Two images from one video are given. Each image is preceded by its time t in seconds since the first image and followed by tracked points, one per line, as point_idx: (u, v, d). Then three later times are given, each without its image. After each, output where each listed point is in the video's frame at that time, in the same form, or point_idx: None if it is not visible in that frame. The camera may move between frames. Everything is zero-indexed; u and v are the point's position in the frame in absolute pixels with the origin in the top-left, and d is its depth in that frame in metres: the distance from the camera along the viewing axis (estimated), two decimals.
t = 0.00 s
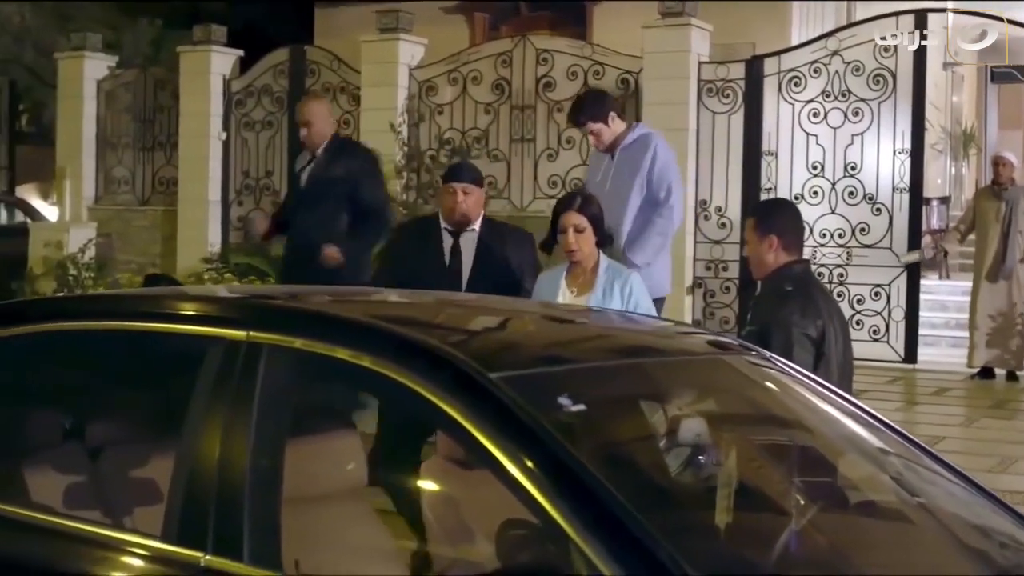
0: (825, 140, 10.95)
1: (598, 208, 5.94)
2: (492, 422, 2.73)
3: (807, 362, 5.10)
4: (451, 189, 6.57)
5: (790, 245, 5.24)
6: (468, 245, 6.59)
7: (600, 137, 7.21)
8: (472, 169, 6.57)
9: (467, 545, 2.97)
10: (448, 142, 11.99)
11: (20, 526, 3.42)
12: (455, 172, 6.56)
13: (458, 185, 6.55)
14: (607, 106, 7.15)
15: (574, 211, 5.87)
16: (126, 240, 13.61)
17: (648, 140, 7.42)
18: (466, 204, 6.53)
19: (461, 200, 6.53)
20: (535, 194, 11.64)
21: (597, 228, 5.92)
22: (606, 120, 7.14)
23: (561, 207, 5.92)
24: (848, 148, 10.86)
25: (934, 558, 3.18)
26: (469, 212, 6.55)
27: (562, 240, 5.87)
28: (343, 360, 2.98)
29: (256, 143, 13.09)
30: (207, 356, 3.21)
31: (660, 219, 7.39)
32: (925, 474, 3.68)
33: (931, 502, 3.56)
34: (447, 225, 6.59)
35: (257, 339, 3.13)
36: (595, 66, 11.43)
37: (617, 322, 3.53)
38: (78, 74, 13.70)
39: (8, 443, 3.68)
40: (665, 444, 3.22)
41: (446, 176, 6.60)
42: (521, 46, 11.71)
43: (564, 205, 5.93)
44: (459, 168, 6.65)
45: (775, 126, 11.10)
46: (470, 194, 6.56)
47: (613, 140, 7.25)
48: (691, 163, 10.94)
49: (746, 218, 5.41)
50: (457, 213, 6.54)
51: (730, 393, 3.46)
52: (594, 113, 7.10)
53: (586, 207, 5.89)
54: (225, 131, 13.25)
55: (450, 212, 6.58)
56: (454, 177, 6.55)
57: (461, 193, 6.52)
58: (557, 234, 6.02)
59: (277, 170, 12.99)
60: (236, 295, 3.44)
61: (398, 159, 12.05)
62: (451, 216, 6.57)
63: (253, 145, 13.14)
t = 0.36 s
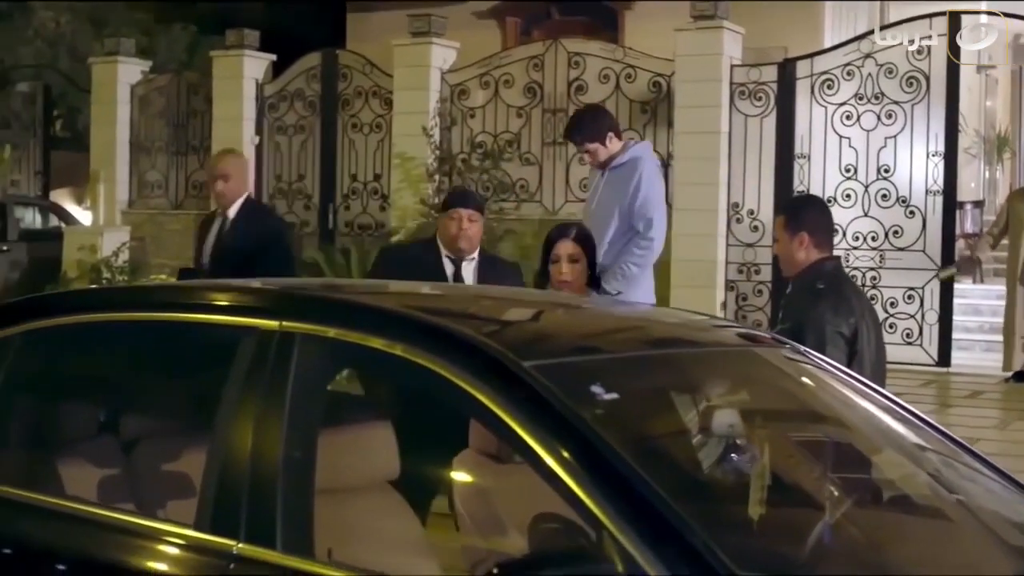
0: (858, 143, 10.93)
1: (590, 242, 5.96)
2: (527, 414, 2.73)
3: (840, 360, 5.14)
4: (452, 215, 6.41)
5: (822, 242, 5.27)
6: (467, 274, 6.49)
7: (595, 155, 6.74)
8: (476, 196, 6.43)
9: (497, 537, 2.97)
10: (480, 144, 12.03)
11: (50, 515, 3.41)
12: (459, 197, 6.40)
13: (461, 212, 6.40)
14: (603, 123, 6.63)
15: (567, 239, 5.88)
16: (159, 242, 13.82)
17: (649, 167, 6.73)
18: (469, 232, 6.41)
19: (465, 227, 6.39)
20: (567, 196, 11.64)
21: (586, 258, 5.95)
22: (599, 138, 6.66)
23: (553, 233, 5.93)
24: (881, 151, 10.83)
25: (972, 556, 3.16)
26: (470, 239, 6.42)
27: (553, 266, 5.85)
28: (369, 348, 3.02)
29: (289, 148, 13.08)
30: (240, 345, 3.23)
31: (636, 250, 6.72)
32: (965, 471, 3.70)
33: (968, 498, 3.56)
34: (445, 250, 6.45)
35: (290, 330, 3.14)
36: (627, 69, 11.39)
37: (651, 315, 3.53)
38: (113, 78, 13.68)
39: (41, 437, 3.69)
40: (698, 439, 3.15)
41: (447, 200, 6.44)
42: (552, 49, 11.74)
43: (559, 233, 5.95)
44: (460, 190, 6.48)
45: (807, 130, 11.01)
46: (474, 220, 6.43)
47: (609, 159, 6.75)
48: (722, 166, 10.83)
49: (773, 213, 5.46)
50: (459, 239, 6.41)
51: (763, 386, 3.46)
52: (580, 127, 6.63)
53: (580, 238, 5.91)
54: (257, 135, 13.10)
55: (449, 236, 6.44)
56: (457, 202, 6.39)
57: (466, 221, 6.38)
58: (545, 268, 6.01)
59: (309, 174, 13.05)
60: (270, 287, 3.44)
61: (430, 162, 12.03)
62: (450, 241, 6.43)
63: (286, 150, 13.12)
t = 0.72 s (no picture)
0: (891, 141, 10.86)
1: (611, 225, 5.88)
2: (559, 398, 2.73)
3: (873, 351, 5.28)
4: (447, 218, 6.41)
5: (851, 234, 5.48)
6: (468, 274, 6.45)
7: (560, 188, 6.72)
8: (468, 196, 6.43)
9: (530, 524, 3.04)
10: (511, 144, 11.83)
11: (83, 500, 3.42)
12: (451, 199, 6.39)
13: (456, 214, 6.39)
14: (565, 155, 6.66)
15: (593, 221, 5.79)
16: (191, 243, 13.83)
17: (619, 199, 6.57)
18: (465, 233, 6.41)
19: (461, 228, 6.40)
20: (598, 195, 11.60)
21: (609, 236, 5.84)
22: (563, 168, 6.67)
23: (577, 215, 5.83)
24: (915, 147, 10.77)
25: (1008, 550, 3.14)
26: (466, 241, 6.42)
27: (579, 245, 5.73)
28: (404, 332, 3.02)
29: (320, 146, 13.07)
30: (272, 330, 3.23)
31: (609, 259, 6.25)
32: (1001, 462, 3.68)
33: (1005, 490, 3.54)
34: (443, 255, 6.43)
35: (321, 315, 3.14)
36: (659, 67, 11.37)
37: (686, 304, 3.51)
38: (146, 78, 13.72)
39: (72, 425, 3.69)
40: (726, 425, 3.15)
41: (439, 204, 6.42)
42: (584, 47, 11.70)
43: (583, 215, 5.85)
44: (449, 193, 6.47)
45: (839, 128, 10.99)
46: (468, 221, 6.43)
47: (574, 191, 6.68)
48: (753, 164, 10.79)
49: (801, 210, 5.69)
50: (457, 242, 6.40)
51: (797, 373, 3.45)
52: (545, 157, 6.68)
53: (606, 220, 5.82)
54: (289, 134, 13.10)
55: (447, 240, 6.43)
56: (449, 205, 6.39)
57: (462, 221, 6.38)
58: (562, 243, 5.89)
59: (341, 173, 13.01)
60: (304, 274, 3.42)
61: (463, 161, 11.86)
62: (447, 245, 6.42)
63: (317, 148, 13.11)
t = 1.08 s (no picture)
0: (921, 135, 10.60)
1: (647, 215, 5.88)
2: (591, 377, 2.72)
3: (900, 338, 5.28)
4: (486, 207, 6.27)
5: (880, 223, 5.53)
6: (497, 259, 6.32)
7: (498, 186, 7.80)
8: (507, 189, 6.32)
9: (558, 509, 3.11)
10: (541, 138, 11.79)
11: (112, 481, 3.42)
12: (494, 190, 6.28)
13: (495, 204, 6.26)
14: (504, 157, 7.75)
15: (630, 210, 5.81)
16: (220, 236, 13.85)
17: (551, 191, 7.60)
18: (504, 224, 6.25)
19: (500, 218, 6.25)
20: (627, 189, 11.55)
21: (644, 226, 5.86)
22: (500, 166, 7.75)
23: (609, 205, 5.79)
24: (945, 142, 10.49)
25: None
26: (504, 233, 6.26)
27: (616, 236, 5.76)
28: (434, 313, 3.01)
29: (349, 141, 13.02)
30: (302, 313, 3.23)
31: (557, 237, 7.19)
32: None
33: None
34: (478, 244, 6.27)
35: (352, 297, 3.14)
36: (688, 61, 11.26)
37: (718, 288, 3.50)
38: (175, 73, 13.77)
39: (103, 411, 3.70)
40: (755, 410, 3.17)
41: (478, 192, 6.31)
42: (614, 41, 11.62)
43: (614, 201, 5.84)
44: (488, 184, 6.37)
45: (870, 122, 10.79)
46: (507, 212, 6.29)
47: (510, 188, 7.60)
48: (783, 158, 10.70)
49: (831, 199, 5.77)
50: (495, 232, 6.24)
51: (829, 357, 3.44)
52: (483, 162, 6.75)
53: (642, 211, 5.84)
54: (319, 129, 13.14)
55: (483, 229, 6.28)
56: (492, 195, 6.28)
57: (502, 212, 6.25)
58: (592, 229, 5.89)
59: (370, 168, 12.91)
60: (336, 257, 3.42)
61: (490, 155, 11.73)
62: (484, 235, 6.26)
63: (346, 142, 13.07)
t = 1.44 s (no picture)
0: (951, 125, 10.02)
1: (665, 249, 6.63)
2: (618, 354, 2.74)
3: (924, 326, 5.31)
4: (508, 192, 6.39)
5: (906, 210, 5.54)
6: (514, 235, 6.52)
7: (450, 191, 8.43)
8: (528, 171, 6.42)
9: (583, 491, 3.12)
10: (568, 129, 11.64)
11: (139, 461, 3.43)
12: (514, 176, 6.36)
13: (518, 190, 6.39)
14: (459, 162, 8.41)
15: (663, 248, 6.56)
16: (247, 227, 13.88)
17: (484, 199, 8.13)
18: (525, 209, 6.44)
19: (523, 204, 6.42)
20: (655, 180, 11.33)
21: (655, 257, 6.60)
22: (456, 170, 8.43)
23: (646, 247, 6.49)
24: (975, 133, 9.90)
25: None
26: (523, 218, 6.46)
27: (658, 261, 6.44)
28: (461, 292, 3.02)
29: (376, 133, 13.01)
30: (330, 292, 3.24)
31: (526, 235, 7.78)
32: None
33: None
34: (497, 228, 6.44)
35: (379, 277, 3.15)
36: (716, 52, 10.99)
37: (748, 270, 3.50)
38: (203, 66, 13.84)
39: (133, 393, 3.71)
40: (786, 396, 3.18)
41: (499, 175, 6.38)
42: (641, 33, 11.35)
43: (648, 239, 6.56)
44: (504, 163, 6.43)
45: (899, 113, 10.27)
46: (527, 195, 6.45)
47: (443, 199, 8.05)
48: (811, 148, 10.36)
49: (853, 183, 5.76)
50: (517, 218, 6.43)
51: (860, 339, 3.43)
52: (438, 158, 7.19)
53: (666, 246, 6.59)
54: (346, 121, 13.15)
55: (504, 214, 6.43)
56: (513, 179, 6.36)
57: (524, 198, 6.41)
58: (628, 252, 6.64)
59: (397, 159, 12.88)
60: (364, 237, 3.42)
61: (518, 147, 11.66)
62: (505, 220, 6.43)
63: (374, 134, 13.05)
